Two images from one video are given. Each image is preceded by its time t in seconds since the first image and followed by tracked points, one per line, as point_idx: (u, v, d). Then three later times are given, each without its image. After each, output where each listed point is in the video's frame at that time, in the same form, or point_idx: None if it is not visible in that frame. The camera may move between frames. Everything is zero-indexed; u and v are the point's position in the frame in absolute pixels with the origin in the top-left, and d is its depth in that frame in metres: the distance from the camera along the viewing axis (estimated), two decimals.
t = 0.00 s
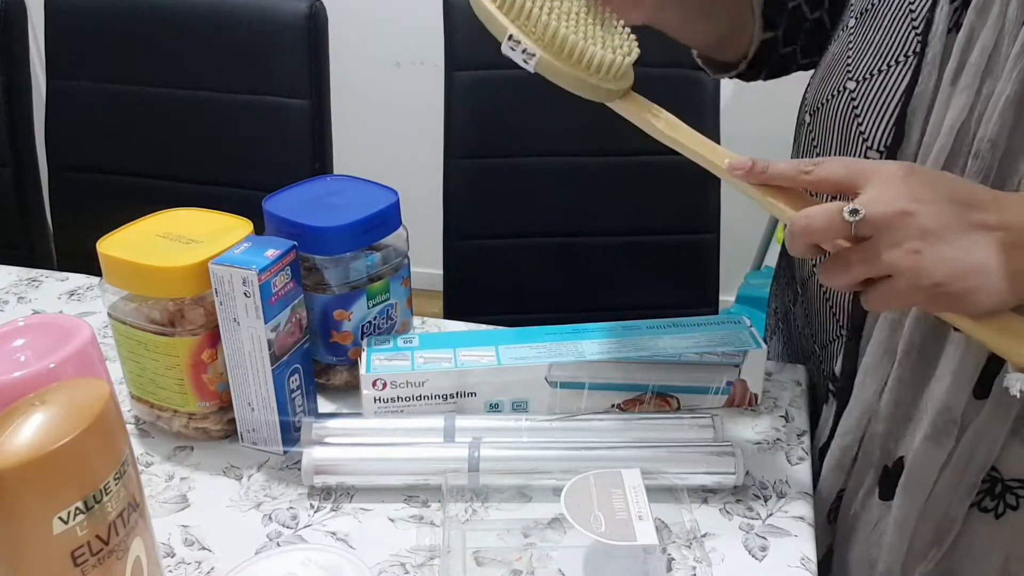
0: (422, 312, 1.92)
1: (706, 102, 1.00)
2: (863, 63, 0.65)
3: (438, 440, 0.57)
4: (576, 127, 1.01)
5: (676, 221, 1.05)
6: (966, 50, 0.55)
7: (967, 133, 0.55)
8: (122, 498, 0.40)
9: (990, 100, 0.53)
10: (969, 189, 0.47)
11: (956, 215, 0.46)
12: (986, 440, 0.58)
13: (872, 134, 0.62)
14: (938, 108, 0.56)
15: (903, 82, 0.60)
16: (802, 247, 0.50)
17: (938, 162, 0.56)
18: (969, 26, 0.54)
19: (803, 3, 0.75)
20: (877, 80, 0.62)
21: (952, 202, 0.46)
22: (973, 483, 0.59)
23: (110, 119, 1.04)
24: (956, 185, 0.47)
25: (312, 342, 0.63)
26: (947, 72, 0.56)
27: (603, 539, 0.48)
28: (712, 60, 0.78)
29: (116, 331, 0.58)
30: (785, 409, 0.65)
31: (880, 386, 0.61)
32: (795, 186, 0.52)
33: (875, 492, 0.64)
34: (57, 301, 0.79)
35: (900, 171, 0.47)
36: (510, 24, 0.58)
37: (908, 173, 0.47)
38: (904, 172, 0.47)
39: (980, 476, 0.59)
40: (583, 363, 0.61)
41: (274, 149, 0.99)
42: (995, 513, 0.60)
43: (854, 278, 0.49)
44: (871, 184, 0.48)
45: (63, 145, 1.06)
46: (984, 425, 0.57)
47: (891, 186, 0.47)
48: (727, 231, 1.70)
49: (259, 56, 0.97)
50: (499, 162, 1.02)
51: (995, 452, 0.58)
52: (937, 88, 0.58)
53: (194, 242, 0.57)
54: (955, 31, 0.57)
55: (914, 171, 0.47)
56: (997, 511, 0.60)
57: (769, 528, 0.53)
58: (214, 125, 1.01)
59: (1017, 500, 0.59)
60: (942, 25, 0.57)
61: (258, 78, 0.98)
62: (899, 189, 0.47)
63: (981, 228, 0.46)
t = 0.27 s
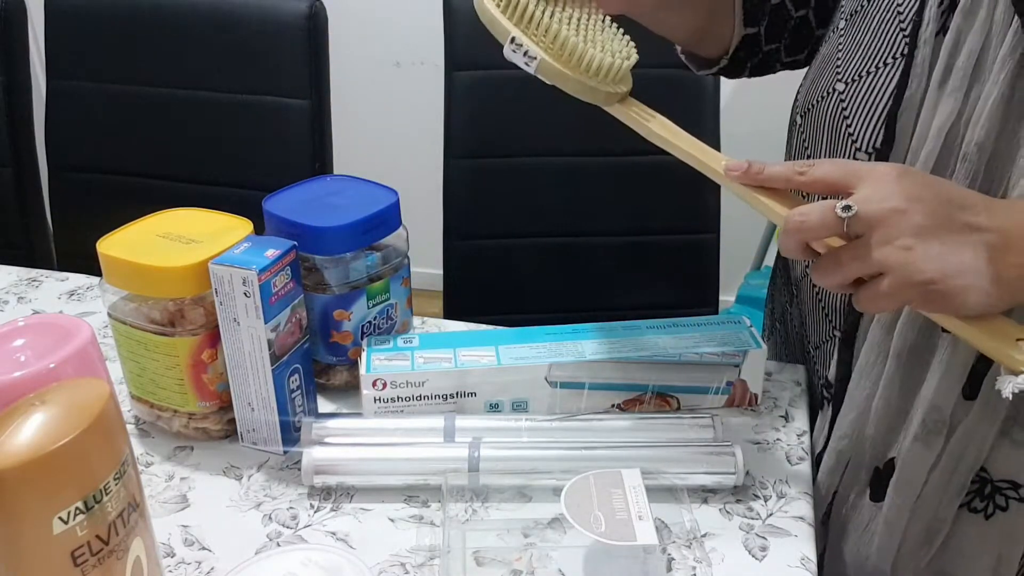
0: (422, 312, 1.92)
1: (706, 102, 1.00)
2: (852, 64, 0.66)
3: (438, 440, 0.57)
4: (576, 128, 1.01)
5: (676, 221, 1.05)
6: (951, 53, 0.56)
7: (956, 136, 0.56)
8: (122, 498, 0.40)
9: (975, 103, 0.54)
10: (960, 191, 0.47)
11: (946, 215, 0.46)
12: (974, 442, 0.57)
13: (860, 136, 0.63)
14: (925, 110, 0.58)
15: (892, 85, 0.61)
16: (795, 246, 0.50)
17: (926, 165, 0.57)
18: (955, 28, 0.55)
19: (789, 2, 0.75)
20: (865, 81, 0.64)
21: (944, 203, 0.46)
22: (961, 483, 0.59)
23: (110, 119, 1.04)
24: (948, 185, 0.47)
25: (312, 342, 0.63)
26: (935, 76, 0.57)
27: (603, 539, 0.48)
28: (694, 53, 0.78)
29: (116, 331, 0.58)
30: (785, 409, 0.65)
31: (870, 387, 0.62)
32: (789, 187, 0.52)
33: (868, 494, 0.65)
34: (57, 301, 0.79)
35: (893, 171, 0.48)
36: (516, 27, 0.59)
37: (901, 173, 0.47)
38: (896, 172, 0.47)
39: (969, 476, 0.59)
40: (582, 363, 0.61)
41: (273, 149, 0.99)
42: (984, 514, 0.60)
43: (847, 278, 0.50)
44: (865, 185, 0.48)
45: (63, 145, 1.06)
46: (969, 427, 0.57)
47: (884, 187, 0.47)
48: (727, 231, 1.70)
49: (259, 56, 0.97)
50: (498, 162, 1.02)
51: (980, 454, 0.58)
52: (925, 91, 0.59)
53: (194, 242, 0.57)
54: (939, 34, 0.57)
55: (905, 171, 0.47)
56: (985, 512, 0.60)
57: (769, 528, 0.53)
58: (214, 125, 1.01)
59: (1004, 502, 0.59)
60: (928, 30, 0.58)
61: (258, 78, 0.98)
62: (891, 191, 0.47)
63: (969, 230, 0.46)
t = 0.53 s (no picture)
0: (422, 311, 1.92)
1: (706, 102, 1.00)
2: (844, 67, 0.67)
3: (438, 440, 0.57)
4: (576, 127, 1.01)
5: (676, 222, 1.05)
6: (941, 55, 0.57)
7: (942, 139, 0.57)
8: (122, 498, 0.40)
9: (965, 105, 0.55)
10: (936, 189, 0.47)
11: (924, 214, 0.46)
12: (961, 442, 0.60)
13: (853, 139, 0.64)
14: (914, 112, 0.59)
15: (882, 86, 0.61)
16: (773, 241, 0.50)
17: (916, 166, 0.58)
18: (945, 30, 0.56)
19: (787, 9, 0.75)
20: (857, 84, 0.64)
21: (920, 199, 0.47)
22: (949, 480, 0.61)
23: (110, 119, 1.04)
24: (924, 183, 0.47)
25: (312, 342, 0.63)
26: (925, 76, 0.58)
27: (603, 539, 0.48)
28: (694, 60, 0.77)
29: (116, 331, 0.58)
30: (785, 409, 0.65)
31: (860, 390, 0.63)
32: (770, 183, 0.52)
33: (859, 494, 0.66)
34: (57, 301, 0.79)
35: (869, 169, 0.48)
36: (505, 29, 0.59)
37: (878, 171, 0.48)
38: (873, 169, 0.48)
39: (957, 475, 0.61)
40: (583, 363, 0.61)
41: (273, 149, 0.99)
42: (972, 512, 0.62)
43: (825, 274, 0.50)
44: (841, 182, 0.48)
45: (63, 145, 1.06)
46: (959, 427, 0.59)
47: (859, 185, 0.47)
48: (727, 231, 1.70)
49: (259, 56, 0.97)
50: (498, 162, 1.02)
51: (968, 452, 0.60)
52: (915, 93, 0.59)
53: (195, 242, 0.57)
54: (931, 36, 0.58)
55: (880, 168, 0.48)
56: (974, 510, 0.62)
57: (769, 528, 0.53)
58: (214, 125, 1.01)
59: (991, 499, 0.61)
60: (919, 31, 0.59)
61: (258, 78, 0.98)
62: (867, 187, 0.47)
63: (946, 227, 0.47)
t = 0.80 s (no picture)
0: (422, 311, 1.92)
1: (706, 103, 1.00)
2: (835, 69, 0.67)
3: (439, 441, 0.57)
4: (575, 127, 1.01)
5: (675, 222, 1.05)
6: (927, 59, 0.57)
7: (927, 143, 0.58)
8: (122, 498, 0.40)
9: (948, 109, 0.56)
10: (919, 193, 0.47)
11: (901, 214, 0.46)
12: (948, 444, 0.61)
13: (843, 142, 0.64)
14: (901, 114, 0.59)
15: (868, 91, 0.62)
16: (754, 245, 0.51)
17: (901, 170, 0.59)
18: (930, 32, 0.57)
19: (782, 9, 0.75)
20: (847, 87, 0.64)
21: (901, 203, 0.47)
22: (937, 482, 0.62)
23: (109, 119, 1.04)
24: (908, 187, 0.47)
25: (312, 342, 0.63)
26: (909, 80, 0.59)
27: (603, 539, 0.48)
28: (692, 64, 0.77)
29: (116, 331, 0.58)
30: (785, 409, 0.65)
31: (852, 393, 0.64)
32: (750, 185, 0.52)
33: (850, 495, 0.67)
34: (57, 301, 0.79)
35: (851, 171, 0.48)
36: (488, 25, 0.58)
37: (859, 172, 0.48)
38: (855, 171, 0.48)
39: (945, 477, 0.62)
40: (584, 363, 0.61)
41: (273, 149, 0.99)
42: (959, 514, 0.64)
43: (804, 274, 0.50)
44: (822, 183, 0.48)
45: (63, 145, 1.06)
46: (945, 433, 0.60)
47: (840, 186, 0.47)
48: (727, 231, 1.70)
49: (259, 55, 0.97)
50: (498, 162, 1.02)
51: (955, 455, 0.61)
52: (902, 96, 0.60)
53: (194, 242, 0.57)
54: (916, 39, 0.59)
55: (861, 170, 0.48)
56: (961, 512, 0.63)
57: (769, 528, 0.53)
58: (213, 125, 1.01)
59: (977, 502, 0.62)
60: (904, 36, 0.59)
61: (257, 78, 0.98)
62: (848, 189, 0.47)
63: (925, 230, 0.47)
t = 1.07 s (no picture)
0: (422, 312, 1.92)
1: (705, 103, 1.00)
2: (823, 70, 0.70)
3: (438, 440, 0.57)
4: (575, 127, 1.01)
5: (675, 222, 1.05)
6: (915, 61, 0.57)
7: (917, 145, 0.58)
8: (122, 498, 0.40)
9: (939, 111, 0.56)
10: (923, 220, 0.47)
11: (906, 246, 0.47)
12: (936, 448, 0.60)
13: (831, 144, 0.66)
14: (891, 113, 0.59)
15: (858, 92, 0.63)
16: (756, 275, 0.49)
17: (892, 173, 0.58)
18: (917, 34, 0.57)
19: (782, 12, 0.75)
20: (835, 87, 0.66)
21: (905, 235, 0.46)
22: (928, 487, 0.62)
23: (109, 119, 1.03)
24: (912, 212, 0.47)
25: (312, 342, 0.63)
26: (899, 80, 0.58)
27: (604, 539, 0.48)
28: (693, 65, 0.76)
29: (116, 331, 0.58)
30: (785, 408, 0.65)
31: (848, 394, 0.64)
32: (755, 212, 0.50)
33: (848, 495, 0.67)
34: (57, 301, 0.79)
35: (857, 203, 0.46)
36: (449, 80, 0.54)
37: (865, 203, 0.46)
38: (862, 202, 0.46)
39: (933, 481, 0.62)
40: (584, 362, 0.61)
41: (273, 150, 0.99)
42: (948, 517, 0.63)
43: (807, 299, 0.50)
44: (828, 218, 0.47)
45: (63, 145, 1.06)
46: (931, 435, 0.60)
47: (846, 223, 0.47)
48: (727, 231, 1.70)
49: (259, 55, 0.97)
50: (498, 162, 1.02)
51: (944, 459, 0.61)
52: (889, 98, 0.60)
53: (194, 242, 0.57)
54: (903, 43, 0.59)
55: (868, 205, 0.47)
56: (948, 516, 0.63)
57: (769, 528, 0.53)
58: (213, 125, 1.01)
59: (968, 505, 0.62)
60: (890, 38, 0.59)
61: (257, 78, 0.98)
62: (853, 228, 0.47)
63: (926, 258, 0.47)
